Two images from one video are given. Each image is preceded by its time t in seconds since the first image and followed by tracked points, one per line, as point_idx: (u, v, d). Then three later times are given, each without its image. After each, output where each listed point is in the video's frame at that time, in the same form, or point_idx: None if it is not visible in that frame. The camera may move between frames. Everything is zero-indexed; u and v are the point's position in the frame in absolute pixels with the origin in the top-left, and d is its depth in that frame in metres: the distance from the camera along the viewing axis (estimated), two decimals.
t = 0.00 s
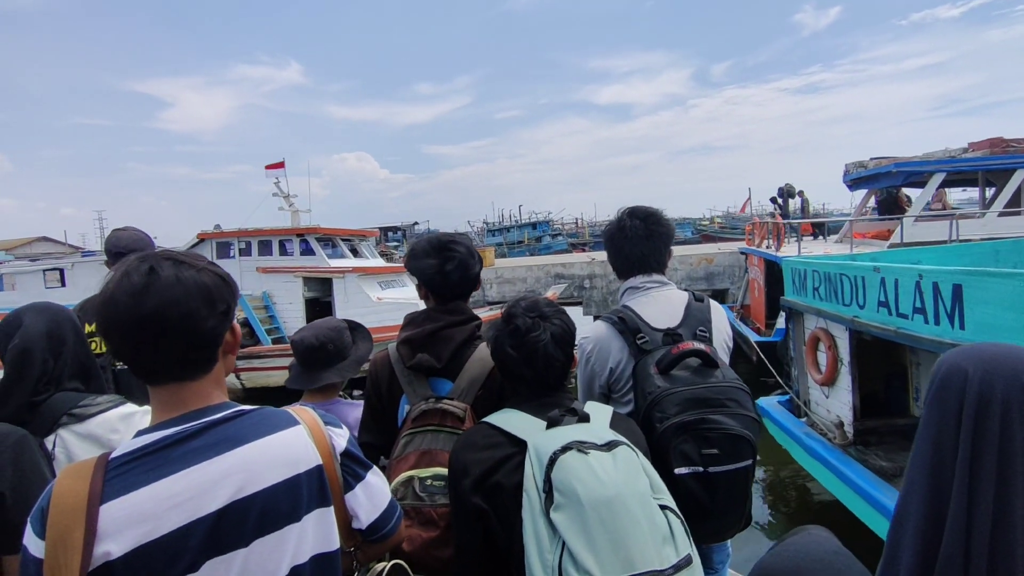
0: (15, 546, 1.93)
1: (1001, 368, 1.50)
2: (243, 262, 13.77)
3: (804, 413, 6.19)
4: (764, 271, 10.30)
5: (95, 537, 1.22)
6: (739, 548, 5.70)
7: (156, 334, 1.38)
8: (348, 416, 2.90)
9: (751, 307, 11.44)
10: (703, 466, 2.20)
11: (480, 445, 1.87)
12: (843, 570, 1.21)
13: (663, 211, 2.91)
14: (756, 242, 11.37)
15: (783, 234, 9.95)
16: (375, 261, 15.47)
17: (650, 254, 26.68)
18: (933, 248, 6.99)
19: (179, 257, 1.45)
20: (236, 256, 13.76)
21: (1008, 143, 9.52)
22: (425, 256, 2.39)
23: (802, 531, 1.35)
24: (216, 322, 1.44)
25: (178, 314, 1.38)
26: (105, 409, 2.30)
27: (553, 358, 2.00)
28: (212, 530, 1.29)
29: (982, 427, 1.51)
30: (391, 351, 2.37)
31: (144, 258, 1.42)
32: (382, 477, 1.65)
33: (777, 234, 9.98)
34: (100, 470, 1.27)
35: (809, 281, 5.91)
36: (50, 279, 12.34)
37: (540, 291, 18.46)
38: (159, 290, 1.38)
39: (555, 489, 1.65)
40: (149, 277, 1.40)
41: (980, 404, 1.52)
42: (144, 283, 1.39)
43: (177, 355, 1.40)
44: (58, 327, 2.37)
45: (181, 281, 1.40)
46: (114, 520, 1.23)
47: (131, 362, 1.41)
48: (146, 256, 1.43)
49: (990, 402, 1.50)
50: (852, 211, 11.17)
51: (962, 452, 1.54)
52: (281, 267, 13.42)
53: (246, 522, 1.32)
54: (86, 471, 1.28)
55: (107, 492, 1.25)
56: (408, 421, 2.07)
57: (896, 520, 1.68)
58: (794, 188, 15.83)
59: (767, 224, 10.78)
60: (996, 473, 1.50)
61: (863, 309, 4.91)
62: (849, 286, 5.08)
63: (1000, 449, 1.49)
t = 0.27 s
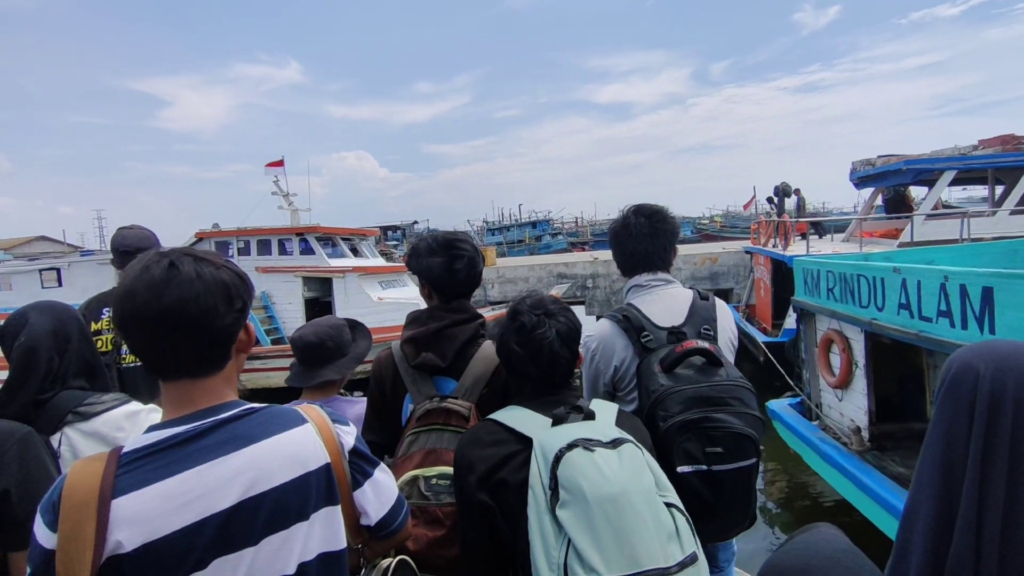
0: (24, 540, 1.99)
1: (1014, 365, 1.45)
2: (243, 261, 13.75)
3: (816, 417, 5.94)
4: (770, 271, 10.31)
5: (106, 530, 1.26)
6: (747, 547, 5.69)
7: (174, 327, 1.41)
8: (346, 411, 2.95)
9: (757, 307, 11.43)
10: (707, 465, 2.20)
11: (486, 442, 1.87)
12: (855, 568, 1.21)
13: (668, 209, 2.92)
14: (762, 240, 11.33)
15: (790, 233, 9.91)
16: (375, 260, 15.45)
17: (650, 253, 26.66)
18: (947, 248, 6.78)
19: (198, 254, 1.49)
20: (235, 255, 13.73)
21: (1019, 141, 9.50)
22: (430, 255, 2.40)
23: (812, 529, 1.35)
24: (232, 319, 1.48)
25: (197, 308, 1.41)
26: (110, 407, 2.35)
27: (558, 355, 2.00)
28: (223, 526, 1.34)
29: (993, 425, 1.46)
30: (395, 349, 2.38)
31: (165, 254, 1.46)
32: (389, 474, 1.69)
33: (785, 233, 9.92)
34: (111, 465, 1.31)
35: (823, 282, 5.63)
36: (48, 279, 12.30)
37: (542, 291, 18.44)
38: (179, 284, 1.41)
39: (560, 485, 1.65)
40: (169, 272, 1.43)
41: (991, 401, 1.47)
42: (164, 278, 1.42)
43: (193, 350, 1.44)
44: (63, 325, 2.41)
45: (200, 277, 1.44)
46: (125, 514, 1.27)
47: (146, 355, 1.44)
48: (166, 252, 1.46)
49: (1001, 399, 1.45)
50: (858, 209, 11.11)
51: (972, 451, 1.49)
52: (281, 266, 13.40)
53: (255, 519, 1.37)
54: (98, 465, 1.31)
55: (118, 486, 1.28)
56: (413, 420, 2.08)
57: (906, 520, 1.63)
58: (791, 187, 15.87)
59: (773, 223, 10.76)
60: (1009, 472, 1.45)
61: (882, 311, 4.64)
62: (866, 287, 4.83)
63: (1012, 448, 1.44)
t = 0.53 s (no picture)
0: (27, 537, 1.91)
1: None
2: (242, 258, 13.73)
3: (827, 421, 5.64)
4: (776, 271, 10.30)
5: (107, 532, 1.26)
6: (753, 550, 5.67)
7: (174, 323, 1.41)
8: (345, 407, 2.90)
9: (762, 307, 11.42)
10: (707, 465, 2.20)
11: (489, 442, 1.87)
12: (862, 569, 1.21)
13: (673, 209, 2.92)
14: (769, 241, 11.29)
15: (796, 234, 9.88)
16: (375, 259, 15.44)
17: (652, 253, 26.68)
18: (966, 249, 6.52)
19: (202, 254, 1.51)
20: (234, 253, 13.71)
21: None
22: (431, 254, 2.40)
23: (818, 531, 1.36)
24: (232, 317, 1.48)
25: (197, 304, 1.41)
26: (109, 405, 2.39)
27: (562, 355, 2.00)
28: (225, 526, 1.33)
29: (1003, 426, 1.45)
30: (395, 349, 2.37)
31: (168, 252, 1.47)
32: (392, 473, 1.68)
33: (791, 234, 9.88)
34: (113, 468, 1.30)
35: (836, 283, 5.33)
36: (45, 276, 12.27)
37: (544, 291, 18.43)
38: (181, 280, 1.42)
39: (564, 486, 1.65)
40: (172, 269, 1.44)
41: (1001, 403, 1.45)
42: (166, 274, 1.43)
43: (193, 346, 1.43)
44: (63, 323, 2.41)
45: (203, 274, 1.45)
46: (127, 516, 1.27)
47: (146, 351, 1.43)
48: (170, 251, 1.48)
49: (1012, 401, 1.44)
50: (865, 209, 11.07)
51: (982, 453, 1.48)
52: (280, 265, 13.38)
53: (257, 519, 1.36)
54: (102, 463, 1.32)
55: (121, 485, 1.29)
56: (414, 419, 2.07)
57: (914, 518, 1.63)
58: (786, 188, 15.90)
59: (779, 223, 10.74)
60: (1019, 473, 1.43)
61: (901, 314, 4.34)
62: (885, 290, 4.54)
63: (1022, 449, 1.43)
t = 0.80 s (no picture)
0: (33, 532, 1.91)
1: None
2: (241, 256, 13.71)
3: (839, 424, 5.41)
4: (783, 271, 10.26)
5: (107, 527, 1.26)
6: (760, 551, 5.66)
7: (182, 317, 1.40)
8: (346, 405, 2.90)
9: (768, 307, 11.41)
10: (708, 464, 2.20)
11: (490, 442, 1.86)
12: (867, 570, 1.20)
13: (678, 209, 2.91)
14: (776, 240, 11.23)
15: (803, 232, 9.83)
16: (374, 258, 15.41)
17: (652, 253, 26.65)
18: (980, 248, 6.45)
19: (211, 249, 1.50)
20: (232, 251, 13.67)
21: None
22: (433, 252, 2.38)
23: (824, 532, 1.35)
24: (240, 312, 1.47)
25: (206, 299, 1.41)
26: (110, 404, 2.37)
27: (562, 355, 1.99)
28: (225, 523, 1.33)
29: (1012, 428, 1.44)
30: (394, 347, 2.36)
31: (177, 246, 1.46)
32: (393, 471, 1.67)
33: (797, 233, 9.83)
34: (114, 463, 1.30)
35: (850, 283, 5.02)
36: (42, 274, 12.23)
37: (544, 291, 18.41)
38: (190, 274, 1.41)
39: (567, 486, 1.64)
40: (181, 263, 1.43)
41: (1010, 404, 1.44)
42: (175, 268, 1.42)
43: (200, 341, 1.42)
44: (65, 320, 2.41)
45: (212, 269, 1.44)
46: (127, 512, 1.26)
47: (152, 345, 1.42)
48: (179, 245, 1.47)
49: (1021, 402, 1.43)
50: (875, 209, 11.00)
51: (990, 455, 1.47)
52: (279, 263, 13.36)
53: (258, 516, 1.36)
54: (103, 459, 1.32)
55: (122, 480, 1.29)
56: (416, 418, 2.07)
57: (923, 517, 1.62)
58: (780, 188, 15.97)
59: (787, 222, 10.69)
60: None
61: (920, 317, 4.05)
62: (902, 289, 4.24)
63: None
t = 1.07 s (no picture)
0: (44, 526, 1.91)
1: None
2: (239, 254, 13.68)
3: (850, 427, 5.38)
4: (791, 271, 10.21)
5: (108, 520, 1.27)
6: (764, 552, 5.67)
7: (175, 314, 1.39)
8: (350, 404, 2.90)
9: (773, 308, 11.40)
10: (707, 464, 2.19)
11: (490, 444, 1.85)
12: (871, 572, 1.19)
13: (680, 209, 2.89)
14: (782, 240, 11.20)
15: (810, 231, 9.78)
16: (373, 256, 15.39)
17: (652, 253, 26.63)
18: (991, 248, 6.41)
19: (206, 246, 1.49)
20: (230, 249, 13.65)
21: None
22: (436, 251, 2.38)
23: (827, 533, 1.34)
24: (234, 308, 1.45)
25: (198, 295, 1.39)
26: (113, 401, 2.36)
27: (558, 355, 1.98)
28: (225, 517, 1.32)
29: (1018, 431, 1.43)
30: (394, 346, 2.35)
31: (173, 244, 1.46)
32: (394, 468, 1.66)
33: (804, 231, 9.79)
34: (115, 457, 1.32)
35: (865, 282, 4.97)
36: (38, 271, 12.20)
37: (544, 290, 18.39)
38: (182, 271, 1.40)
39: (568, 487, 1.63)
40: (175, 260, 1.42)
41: (1018, 407, 1.43)
42: (168, 265, 1.41)
43: (194, 337, 1.42)
44: (65, 321, 2.45)
45: (204, 265, 1.42)
46: (127, 506, 1.27)
47: (149, 342, 1.42)
48: (175, 243, 1.46)
49: None
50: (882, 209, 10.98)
51: (997, 457, 1.46)
52: (276, 262, 13.34)
53: (257, 512, 1.35)
54: (104, 453, 1.33)
55: (123, 473, 1.30)
56: (417, 417, 2.06)
57: (929, 519, 1.62)
58: (774, 188, 15.96)
59: (792, 221, 10.66)
60: None
61: (942, 317, 3.99)
62: (921, 289, 4.20)
63: None
